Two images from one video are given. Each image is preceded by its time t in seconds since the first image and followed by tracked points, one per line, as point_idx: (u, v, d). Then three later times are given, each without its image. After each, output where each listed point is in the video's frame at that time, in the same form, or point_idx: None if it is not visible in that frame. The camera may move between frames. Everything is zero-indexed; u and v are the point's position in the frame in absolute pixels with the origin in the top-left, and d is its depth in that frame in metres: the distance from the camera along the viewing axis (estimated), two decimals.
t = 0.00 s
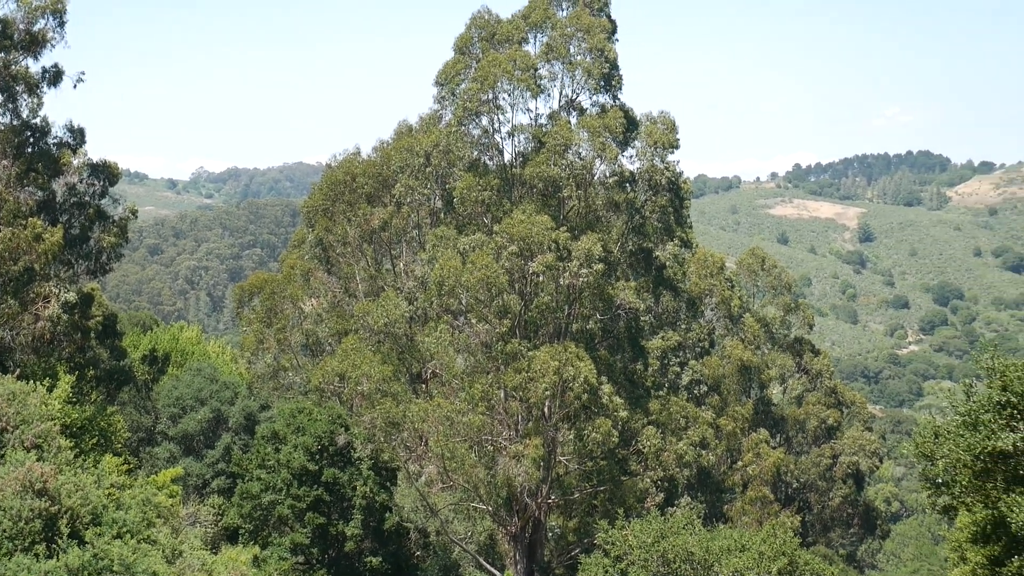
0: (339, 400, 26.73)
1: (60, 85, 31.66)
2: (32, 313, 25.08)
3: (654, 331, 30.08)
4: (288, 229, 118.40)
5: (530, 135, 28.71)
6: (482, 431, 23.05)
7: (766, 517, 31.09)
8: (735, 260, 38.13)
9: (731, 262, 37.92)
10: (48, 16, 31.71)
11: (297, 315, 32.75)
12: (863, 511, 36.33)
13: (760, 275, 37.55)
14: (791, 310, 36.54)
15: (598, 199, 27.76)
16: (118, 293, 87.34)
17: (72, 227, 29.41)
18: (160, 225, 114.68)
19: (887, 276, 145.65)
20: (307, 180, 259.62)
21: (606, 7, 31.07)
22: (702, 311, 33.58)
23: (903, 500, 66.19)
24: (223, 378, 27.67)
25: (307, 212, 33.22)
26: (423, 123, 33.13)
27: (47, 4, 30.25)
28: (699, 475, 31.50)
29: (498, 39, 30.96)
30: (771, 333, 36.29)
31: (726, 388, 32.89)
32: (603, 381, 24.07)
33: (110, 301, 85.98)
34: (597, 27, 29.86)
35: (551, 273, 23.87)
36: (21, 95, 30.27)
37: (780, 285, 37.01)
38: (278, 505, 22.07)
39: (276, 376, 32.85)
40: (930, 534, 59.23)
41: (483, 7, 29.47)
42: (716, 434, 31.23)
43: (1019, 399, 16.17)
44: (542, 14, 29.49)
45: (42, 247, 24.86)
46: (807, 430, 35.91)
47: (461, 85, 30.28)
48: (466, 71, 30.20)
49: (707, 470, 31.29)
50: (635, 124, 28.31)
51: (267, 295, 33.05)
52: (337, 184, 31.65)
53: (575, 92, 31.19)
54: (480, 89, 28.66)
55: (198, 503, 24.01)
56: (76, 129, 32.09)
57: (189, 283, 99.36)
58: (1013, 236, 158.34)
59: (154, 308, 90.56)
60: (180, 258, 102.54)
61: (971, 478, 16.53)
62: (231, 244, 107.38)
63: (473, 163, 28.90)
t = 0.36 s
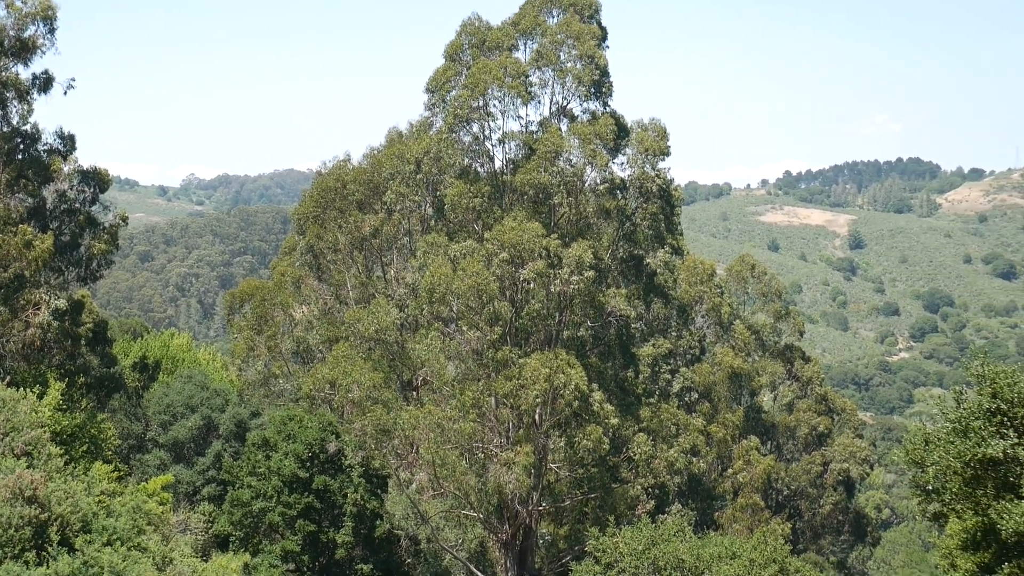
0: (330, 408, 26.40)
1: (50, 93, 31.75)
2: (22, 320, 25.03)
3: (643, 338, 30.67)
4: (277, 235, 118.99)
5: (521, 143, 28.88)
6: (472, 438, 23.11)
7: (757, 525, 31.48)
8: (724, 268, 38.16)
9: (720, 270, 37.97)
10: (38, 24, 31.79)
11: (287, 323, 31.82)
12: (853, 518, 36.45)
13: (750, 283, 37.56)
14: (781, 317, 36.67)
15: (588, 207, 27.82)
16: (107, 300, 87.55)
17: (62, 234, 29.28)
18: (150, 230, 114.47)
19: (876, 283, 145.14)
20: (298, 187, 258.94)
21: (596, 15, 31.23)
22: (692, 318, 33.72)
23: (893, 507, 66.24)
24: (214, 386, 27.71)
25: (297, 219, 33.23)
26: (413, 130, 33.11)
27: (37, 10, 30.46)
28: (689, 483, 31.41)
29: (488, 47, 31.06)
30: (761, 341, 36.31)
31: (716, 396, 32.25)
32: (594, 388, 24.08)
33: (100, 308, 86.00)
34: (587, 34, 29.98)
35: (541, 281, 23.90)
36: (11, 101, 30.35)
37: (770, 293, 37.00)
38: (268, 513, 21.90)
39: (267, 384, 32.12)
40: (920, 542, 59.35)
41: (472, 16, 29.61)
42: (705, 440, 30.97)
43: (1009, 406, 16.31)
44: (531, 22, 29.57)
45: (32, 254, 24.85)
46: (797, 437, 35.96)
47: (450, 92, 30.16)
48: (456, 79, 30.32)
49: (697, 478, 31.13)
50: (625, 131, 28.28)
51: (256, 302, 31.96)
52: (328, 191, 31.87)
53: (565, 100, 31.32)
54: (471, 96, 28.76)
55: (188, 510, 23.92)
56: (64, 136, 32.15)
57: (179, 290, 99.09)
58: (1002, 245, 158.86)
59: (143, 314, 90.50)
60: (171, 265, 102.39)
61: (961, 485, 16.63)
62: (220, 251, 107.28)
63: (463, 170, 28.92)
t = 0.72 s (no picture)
0: (323, 416, 26.75)
1: (42, 100, 31.91)
2: (14, 328, 25.23)
3: (637, 345, 30.53)
4: (270, 243, 118.16)
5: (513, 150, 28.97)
6: (465, 445, 22.99)
7: (749, 531, 31.23)
8: (715, 275, 38.17)
9: (712, 276, 37.97)
10: (30, 32, 31.94)
11: (279, 330, 32.31)
12: (847, 525, 36.05)
13: (741, 289, 37.67)
14: (773, 324, 36.84)
15: (581, 214, 27.71)
16: (100, 308, 87.64)
17: (54, 242, 29.15)
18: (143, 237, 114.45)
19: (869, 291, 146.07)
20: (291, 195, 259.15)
21: (588, 22, 31.31)
22: (684, 324, 33.72)
23: (886, 513, 66.26)
24: (205, 394, 27.66)
25: (290, 227, 33.27)
26: (406, 137, 33.21)
27: (28, 19, 30.85)
28: (682, 489, 31.99)
29: (479, 55, 31.10)
30: (753, 348, 36.40)
31: (709, 402, 32.99)
32: (586, 395, 24.16)
33: (93, 316, 86.09)
34: (578, 41, 30.01)
35: (534, 287, 23.91)
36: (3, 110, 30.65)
37: (762, 299, 37.22)
38: (261, 520, 21.99)
39: (259, 392, 32.38)
40: (913, 548, 59.30)
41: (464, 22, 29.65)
42: (699, 447, 31.67)
43: (1000, 412, 16.40)
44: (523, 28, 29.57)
45: (23, 263, 24.93)
46: (790, 444, 35.98)
47: (443, 99, 30.22)
48: (449, 85, 30.29)
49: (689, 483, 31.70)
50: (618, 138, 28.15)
51: (249, 310, 32.47)
52: (320, 199, 31.79)
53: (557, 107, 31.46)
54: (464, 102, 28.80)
55: (180, 518, 23.90)
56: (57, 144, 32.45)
57: (172, 297, 99.09)
58: (993, 254, 159.04)
59: (136, 322, 90.50)
60: (164, 272, 102.40)
61: (954, 491, 16.64)
62: (213, 258, 107.25)
63: (456, 177, 28.82)
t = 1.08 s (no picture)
0: (313, 416, 26.58)
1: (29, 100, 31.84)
2: (4, 329, 25.21)
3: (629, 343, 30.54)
4: (261, 243, 117.75)
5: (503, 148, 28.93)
6: (456, 443, 23.06)
7: (740, 529, 31.52)
8: (704, 273, 37.66)
9: (700, 274, 37.46)
10: (17, 31, 31.87)
11: (269, 330, 32.40)
12: (836, 522, 36.49)
13: (730, 288, 37.25)
14: (762, 322, 36.71)
15: (571, 212, 27.63)
16: (89, 308, 87.65)
17: (43, 242, 29.11)
18: (132, 237, 114.20)
19: (859, 288, 145.99)
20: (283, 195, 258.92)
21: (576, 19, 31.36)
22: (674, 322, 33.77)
23: (876, 510, 66.39)
24: (196, 394, 27.64)
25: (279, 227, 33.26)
26: (396, 135, 33.17)
27: (18, 18, 30.81)
28: (672, 487, 32.23)
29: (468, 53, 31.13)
30: (743, 345, 36.36)
31: (699, 400, 33.15)
32: (576, 395, 24.19)
33: (82, 317, 86.07)
34: (567, 39, 30.06)
35: (523, 286, 23.99)
36: None
37: (751, 297, 36.96)
38: (251, 519, 21.99)
39: (249, 391, 32.49)
40: (903, 545, 59.47)
41: (452, 20, 29.64)
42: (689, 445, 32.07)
43: (990, 409, 16.52)
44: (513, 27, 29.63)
45: (13, 263, 24.87)
46: (780, 441, 36.06)
47: (432, 98, 30.19)
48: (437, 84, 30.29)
49: (679, 481, 31.97)
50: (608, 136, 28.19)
51: (239, 310, 32.38)
52: (309, 199, 31.48)
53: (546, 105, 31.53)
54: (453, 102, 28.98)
55: (171, 518, 23.85)
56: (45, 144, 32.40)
57: (162, 297, 98.85)
58: (982, 251, 159.28)
59: (125, 323, 90.42)
60: (153, 273, 102.09)
61: (944, 489, 16.67)
62: (202, 259, 107.10)
63: (445, 176, 29.31)
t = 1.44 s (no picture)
0: (302, 415, 26.66)
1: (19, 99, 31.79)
2: None
3: (619, 342, 30.62)
4: (250, 242, 117.54)
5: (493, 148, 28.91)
6: (446, 443, 23.22)
7: (729, 527, 31.50)
8: (693, 272, 38.04)
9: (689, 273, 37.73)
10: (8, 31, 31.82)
11: (258, 329, 31.85)
12: (826, 521, 36.21)
13: (719, 286, 37.63)
14: (750, 321, 36.85)
15: (560, 211, 27.85)
16: (78, 308, 87.61)
17: (32, 242, 29.04)
18: (121, 237, 114.01)
19: (847, 288, 145.60)
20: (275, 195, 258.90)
21: (565, 19, 31.50)
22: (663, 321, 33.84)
23: (866, 509, 66.51)
24: (185, 394, 27.61)
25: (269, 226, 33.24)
26: (386, 135, 33.42)
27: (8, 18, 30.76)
28: (662, 485, 31.80)
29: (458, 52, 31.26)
30: (732, 345, 36.61)
31: (689, 399, 33.14)
32: (565, 393, 24.45)
33: (71, 317, 86.04)
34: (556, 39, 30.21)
35: (514, 286, 24.12)
36: None
37: (740, 296, 37.29)
38: (241, 519, 21.75)
39: (239, 391, 31.63)
40: (893, 543, 59.67)
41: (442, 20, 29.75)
42: (679, 443, 31.99)
43: (979, 408, 16.61)
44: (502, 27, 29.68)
45: (2, 262, 24.80)
46: (770, 440, 36.06)
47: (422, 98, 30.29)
48: (427, 85, 30.52)
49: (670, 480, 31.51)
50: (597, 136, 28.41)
51: (228, 310, 32.06)
52: (298, 198, 31.52)
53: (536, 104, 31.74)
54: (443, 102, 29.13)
55: (160, 518, 23.80)
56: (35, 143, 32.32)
57: (151, 297, 98.58)
58: (971, 249, 159.47)
59: (114, 322, 90.32)
60: (141, 273, 101.86)
61: (933, 487, 16.74)
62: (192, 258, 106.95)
63: (435, 175, 29.39)
